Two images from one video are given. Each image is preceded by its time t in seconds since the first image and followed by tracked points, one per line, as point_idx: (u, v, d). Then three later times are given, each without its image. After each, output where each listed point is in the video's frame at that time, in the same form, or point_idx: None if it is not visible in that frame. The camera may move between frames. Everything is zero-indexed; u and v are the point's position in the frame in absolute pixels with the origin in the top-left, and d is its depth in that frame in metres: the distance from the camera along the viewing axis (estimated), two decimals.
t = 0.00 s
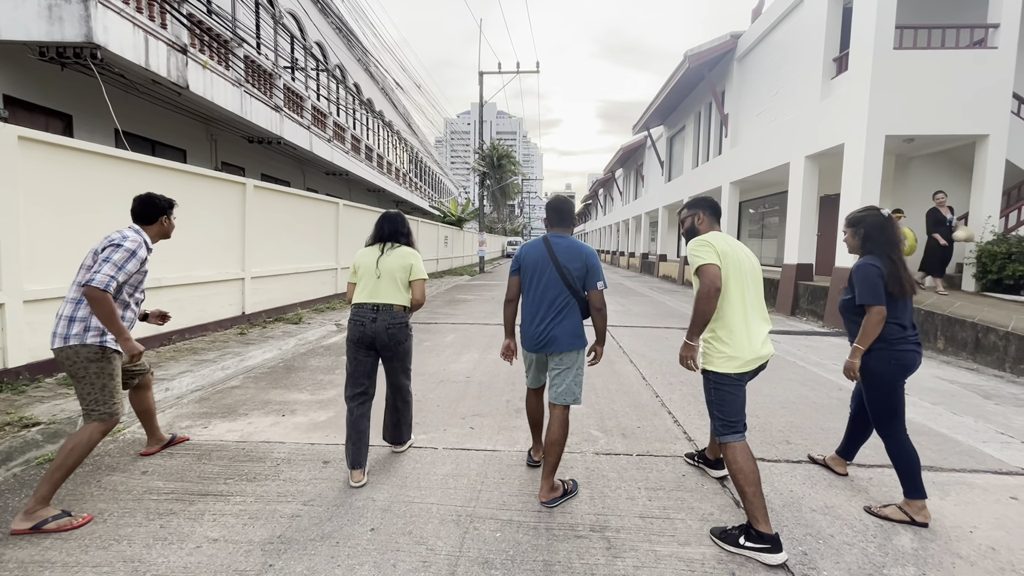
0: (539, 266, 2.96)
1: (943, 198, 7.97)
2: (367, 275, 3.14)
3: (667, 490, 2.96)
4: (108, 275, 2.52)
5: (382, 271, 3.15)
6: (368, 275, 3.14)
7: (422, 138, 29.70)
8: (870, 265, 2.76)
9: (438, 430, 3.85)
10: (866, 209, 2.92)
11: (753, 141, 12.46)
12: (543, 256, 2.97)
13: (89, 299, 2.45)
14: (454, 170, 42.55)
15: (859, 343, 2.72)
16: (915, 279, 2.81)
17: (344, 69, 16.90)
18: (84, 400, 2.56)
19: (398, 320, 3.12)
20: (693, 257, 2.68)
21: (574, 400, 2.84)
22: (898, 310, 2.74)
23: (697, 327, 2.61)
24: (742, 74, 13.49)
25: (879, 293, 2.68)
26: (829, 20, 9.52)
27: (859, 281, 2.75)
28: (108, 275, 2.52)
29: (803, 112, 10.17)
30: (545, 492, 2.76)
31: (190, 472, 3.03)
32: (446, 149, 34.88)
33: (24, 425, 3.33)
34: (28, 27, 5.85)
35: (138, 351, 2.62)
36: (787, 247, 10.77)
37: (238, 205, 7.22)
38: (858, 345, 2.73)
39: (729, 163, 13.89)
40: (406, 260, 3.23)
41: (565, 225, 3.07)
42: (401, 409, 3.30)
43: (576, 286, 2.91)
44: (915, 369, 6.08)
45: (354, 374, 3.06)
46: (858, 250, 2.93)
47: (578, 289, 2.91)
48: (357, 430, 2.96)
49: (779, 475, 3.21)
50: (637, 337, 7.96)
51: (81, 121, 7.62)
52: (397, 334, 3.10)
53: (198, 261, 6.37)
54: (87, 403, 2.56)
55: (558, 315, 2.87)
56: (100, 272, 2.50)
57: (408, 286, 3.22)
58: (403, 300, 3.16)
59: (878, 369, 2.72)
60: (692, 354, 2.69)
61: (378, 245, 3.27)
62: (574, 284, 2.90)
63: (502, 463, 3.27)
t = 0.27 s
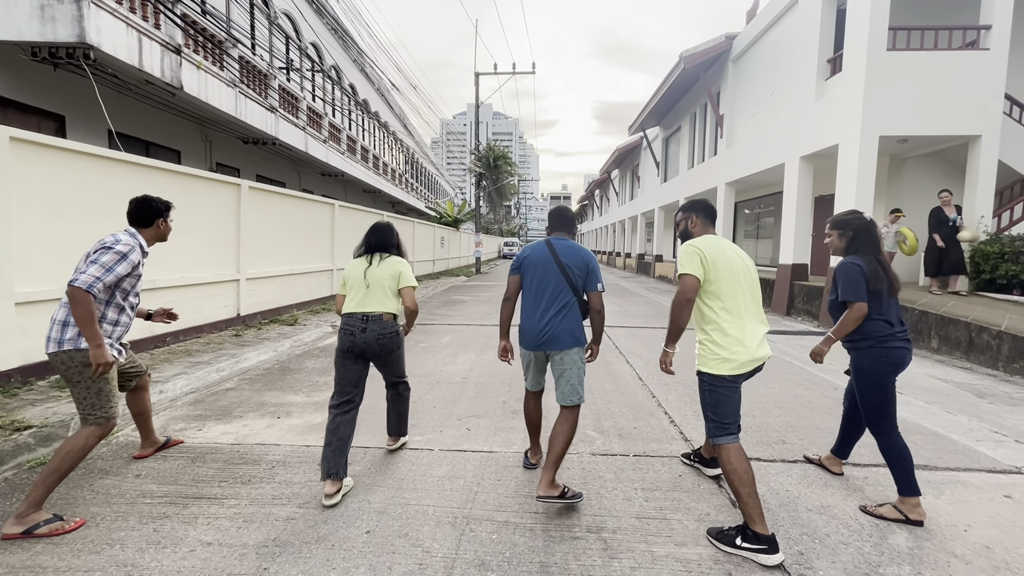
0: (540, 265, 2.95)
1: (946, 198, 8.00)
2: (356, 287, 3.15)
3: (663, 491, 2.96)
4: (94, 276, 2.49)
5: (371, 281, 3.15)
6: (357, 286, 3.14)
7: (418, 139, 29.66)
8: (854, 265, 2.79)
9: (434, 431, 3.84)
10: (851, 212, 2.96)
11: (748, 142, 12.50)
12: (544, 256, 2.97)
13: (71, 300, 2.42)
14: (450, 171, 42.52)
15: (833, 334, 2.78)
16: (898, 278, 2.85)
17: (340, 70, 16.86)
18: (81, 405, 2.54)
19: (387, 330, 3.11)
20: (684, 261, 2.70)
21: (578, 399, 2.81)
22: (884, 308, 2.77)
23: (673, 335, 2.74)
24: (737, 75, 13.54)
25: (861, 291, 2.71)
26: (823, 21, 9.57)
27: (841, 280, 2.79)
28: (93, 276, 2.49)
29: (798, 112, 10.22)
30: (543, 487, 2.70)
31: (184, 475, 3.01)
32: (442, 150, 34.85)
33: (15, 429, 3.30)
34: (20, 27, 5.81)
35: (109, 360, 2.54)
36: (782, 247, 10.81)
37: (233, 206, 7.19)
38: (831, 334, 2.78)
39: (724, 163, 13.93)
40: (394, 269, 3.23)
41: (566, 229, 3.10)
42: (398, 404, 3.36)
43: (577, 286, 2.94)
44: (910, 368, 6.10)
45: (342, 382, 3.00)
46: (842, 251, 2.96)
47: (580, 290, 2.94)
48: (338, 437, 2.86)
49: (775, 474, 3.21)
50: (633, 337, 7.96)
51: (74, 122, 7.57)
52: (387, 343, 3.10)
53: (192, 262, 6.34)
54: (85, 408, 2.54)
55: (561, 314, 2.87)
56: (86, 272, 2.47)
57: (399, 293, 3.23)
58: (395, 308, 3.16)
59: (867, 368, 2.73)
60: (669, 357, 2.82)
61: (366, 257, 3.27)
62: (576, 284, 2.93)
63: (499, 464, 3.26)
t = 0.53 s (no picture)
0: (551, 277, 2.88)
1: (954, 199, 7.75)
2: (358, 286, 3.16)
3: (661, 492, 2.96)
4: (92, 281, 2.46)
5: (372, 281, 3.15)
6: (359, 286, 3.15)
7: (414, 140, 29.64)
8: (858, 266, 2.78)
9: (431, 433, 3.83)
10: (851, 212, 2.96)
11: (745, 143, 12.54)
12: (556, 268, 2.90)
13: (69, 305, 2.40)
14: (447, 172, 42.49)
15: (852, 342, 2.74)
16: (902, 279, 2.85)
17: (336, 71, 16.84)
18: (73, 407, 2.52)
19: (390, 325, 3.10)
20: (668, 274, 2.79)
21: (591, 416, 2.71)
22: (888, 310, 2.77)
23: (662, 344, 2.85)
24: (733, 76, 13.58)
25: (866, 292, 2.71)
26: (818, 22, 9.61)
27: (845, 281, 2.78)
28: (92, 281, 2.47)
29: (794, 113, 10.25)
30: (572, 523, 2.45)
31: (180, 478, 2.99)
32: (439, 151, 34.82)
33: (8, 432, 3.28)
34: (14, 28, 5.78)
35: (122, 359, 2.56)
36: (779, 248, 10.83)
37: (229, 208, 7.16)
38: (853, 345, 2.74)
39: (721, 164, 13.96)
40: (394, 268, 3.22)
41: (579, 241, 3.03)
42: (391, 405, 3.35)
43: (589, 300, 2.86)
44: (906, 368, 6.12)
45: (346, 377, 3.00)
46: (845, 252, 2.96)
47: (591, 304, 2.87)
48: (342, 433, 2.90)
49: (773, 475, 3.21)
50: (631, 338, 7.97)
51: (69, 123, 7.53)
52: (390, 338, 3.08)
53: (188, 263, 6.31)
54: (77, 410, 2.52)
55: (570, 328, 2.80)
56: (84, 277, 2.45)
57: (400, 292, 3.21)
58: (396, 306, 3.14)
59: (867, 368, 2.73)
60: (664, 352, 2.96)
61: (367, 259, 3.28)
62: (588, 298, 2.85)
63: (496, 466, 3.25)
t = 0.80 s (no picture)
0: (551, 274, 2.89)
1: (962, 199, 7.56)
2: (355, 287, 3.14)
3: (660, 494, 2.95)
4: (83, 283, 2.44)
5: (369, 282, 3.14)
6: (356, 287, 3.14)
7: (412, 141, 29.63)
8: (873, 269, 2.75)
9: (429, 435, 3.81)
10: (865, 211, 2.93)
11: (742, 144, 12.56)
12: (555, 265, 2.90)
13: (61, 308, 2.38)
14: (445, 173, 42.48)
15: (867, 350, 2.70)
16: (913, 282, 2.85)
17: (334, 72, 16.82)
18: (69, 410, 2.51)
19: (389, 325, 3.09)
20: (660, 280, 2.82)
21: (588, 414, 2.68)
22: (899, 314, 2.77)
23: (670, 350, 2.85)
24: (731, 77, 13.60)
25: (882, 297, 2.68)
26: (815, 24, 9.63)
27: (860, 283, 2.75)
28: (82, 283, 2.45)
29: (791, 114, 10.27)
30: (569, 523, 2.45)
31: (176, 481, 2.97)
32: (437, 152, 34.80)
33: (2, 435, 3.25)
34: (9, 28, 5.75)
35: (112, 361, 2.52)
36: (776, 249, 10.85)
37: (226, 209, 7.14)
38: (869, 352, 2.70)
39: (719, 165, 13.98)
40: (391, 269, 3.22)
41: (583, 236, 2.99)
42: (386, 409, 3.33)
43: (588, 297, 2.83)
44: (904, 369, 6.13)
45: (343, 378, 2.98)
46: (857, 252, 2.94)
47: (590, 301, 2.83)
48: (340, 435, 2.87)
49: (772, 477, 3.20)
50: (629, 339, 7.97)
51: (65, 123, 7.50)
52: (388, 339, 3.07)
53: (185, 265, 6.29)
54: (72, 413, 2.51)
55: (568, 326, 2.79)
56: (74, 279, 2.43)
57: (397, 293, 3.21)
58: (394, 306, 3.13)
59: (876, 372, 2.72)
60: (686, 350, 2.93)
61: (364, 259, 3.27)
62: (586, 296, 2.82)
63: (495, 468, 3.24)
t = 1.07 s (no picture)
0: (554, 286, 2.86)
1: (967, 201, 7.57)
2: (352, 288, 3.12)
3: (659, 496, 2.94)
4: (82, 284, 2.44)
5: (366, 283, 3.12)
6: (352, 287, 3.12)
7: (411, 141, 29.61)
8: (873, 269, 2.75)
9: (428, 436, 3.80)
10: (868, 212, 2.93)
11: (741, 146, 12.57)
12: (557, 277, 2.88)
13: (60, 310, 2.36)
14: (444, 173, 42.46)
15: (857, 348, 2.72)
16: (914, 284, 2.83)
17: (332, 72, 16.81)
18: (66, 413, 2.49)
19: (383, 328, 3.08)
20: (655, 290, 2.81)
21: (591, 426, 2.65)
22: (897, 316, 2.76)
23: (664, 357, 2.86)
24: (729, 78, 13.62)
25: (881, 298, 2.67)
26: (814, 26, 9.64)
27: (859, 283, 2.74)
28: (81, 284, 2.44)
29: (789, 116, 10.28)
30: (567, 532, 2.42)
31: (173, 484, 2.95)
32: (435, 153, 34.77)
33: None
34: (7, 28, 5.74)
35: (117, 360, 2.54)
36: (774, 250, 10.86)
37: (225, 210, 7.12)
38: (858, 351, 2.72)
39: (717, 166, 13.98)
40: (388, 270, 3.19)
41: (585, 250, 2.98)
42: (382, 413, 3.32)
43: (591, 308, 2.82)
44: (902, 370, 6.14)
45: (339, 383, 2.97)
46: (858, 252, 2.94)
47: (594, 316, 2.83)
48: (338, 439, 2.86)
49: (772, 479, 3.20)
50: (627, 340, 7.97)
51: (62, 124, 7.48)
52: (382, 343, 3.06)
53: (182, 265, 6.26)
54: (69, 416, 2.49)
55: (571, 340, 2.77)
56: (73, 281, 2.42)
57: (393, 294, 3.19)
58: (389, 309, 3.12)
59: (873, 372, 2.71)
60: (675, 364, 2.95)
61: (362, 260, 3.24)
62: (591, 309, 2.81)
63: (493, 470, 3.23)
